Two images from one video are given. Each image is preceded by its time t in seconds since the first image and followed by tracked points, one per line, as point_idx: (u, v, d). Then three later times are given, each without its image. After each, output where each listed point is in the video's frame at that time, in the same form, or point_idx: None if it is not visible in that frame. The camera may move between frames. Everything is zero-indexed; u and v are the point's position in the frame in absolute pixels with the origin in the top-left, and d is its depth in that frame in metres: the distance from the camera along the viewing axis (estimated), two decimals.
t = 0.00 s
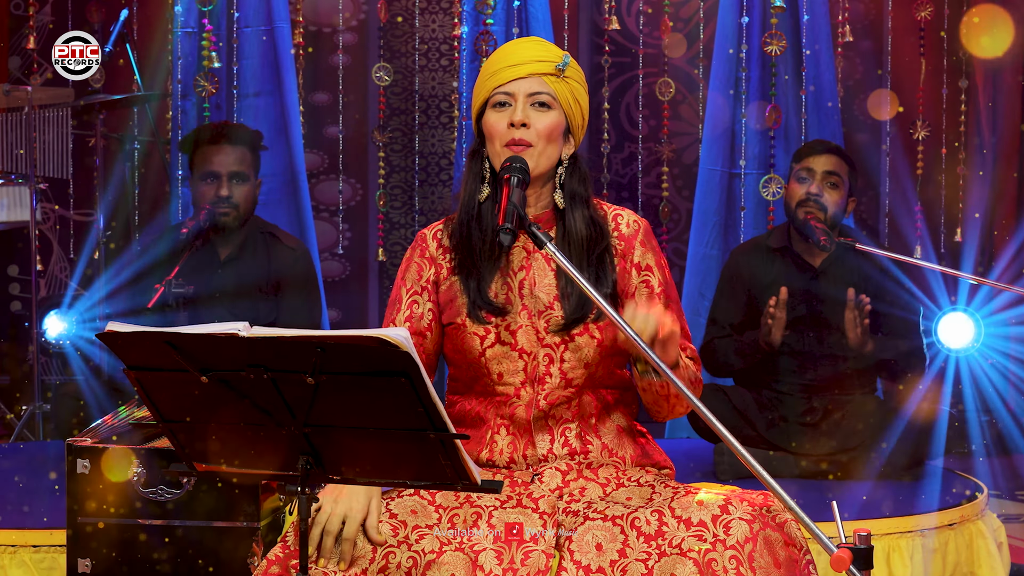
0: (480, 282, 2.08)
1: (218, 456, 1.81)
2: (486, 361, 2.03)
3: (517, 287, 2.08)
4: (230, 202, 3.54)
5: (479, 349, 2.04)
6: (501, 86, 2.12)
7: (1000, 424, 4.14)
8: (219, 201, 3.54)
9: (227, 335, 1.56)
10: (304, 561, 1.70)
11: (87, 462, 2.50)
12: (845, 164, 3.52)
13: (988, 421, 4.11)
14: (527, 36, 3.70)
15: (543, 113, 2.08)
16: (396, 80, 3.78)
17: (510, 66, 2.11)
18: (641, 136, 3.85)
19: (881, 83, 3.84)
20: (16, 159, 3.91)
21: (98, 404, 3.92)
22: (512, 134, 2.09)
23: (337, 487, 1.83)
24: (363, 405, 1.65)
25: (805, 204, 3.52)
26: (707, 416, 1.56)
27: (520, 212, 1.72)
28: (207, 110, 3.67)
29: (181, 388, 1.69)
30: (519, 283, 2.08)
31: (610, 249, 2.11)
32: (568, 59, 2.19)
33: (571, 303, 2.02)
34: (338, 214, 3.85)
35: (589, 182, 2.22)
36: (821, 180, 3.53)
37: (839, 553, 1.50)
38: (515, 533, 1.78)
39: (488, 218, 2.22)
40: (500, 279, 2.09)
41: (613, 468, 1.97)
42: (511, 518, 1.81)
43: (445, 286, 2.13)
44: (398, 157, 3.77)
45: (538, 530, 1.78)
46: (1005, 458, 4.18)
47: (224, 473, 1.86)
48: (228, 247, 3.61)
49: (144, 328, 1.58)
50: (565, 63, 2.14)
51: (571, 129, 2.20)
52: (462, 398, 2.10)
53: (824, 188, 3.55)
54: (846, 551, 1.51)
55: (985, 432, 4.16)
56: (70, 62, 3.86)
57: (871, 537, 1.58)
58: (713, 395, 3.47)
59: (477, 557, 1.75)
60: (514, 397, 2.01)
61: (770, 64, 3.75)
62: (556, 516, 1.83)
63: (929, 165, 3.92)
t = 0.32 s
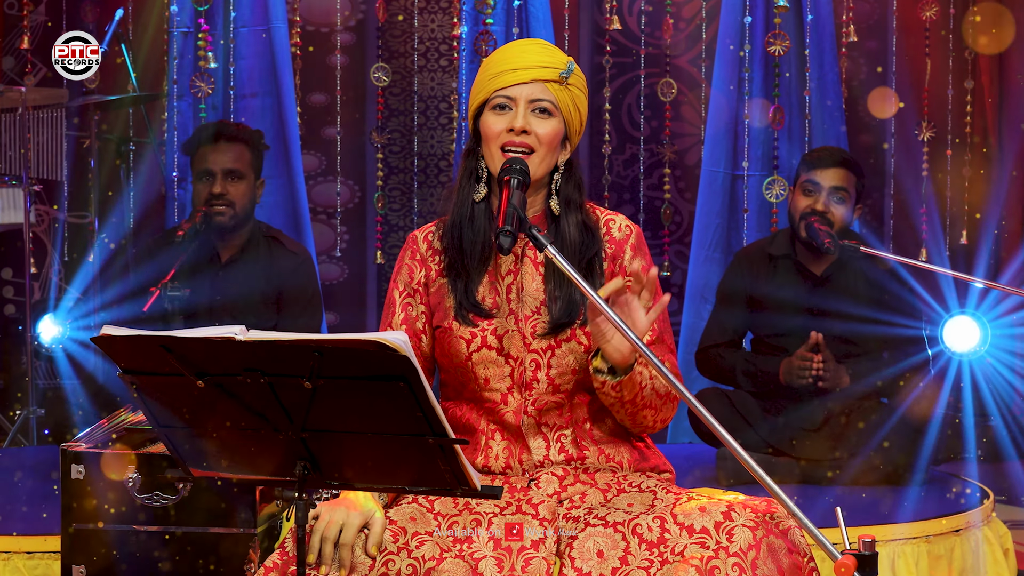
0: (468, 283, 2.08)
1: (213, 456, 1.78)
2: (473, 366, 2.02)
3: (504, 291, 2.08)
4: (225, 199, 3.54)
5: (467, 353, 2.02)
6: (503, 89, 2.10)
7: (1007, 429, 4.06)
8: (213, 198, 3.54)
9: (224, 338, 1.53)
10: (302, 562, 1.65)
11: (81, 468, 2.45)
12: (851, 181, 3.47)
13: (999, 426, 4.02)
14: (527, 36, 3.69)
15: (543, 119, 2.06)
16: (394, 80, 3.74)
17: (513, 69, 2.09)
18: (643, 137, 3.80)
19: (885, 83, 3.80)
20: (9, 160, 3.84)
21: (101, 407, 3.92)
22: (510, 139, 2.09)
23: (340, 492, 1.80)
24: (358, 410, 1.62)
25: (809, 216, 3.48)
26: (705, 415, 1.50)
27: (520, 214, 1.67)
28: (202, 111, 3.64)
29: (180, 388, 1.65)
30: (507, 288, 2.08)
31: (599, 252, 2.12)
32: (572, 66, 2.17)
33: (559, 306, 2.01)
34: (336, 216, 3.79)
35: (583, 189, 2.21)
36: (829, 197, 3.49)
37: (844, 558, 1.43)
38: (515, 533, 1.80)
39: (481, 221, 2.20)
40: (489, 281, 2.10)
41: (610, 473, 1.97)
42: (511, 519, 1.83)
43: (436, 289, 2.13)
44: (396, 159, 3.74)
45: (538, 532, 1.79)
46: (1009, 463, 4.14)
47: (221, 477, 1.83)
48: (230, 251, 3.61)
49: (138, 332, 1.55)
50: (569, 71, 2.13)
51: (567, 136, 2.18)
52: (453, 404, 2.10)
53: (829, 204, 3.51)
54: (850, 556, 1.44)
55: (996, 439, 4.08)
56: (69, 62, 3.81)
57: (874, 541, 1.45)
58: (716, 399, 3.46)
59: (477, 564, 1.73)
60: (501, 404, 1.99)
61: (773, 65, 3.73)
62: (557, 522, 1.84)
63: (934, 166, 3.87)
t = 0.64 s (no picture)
0: (470, 291, 2.03)
1: (213, 455, 1.73)
2: (473, 369, 1.98)
3: (506, 294, 2.03)
4: (219, 200, 3.52)
5: (467, 356, 1.99)
6: (499, 89, 2.06)
7: (1009, 433, 4.06)
8: (208, 199, 3.51)
9: (221, 344, 1.52)
10: (300, 565, 1.64)
11: (76, 474, 2.39)
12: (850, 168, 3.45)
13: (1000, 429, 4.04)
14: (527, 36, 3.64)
15: (542, 116, 2.02)
16: (393, 80, 3.70)
17: (508, 68, 2.05)
18: (644, 138, 3.77)
19: (890, 84, 3.76)
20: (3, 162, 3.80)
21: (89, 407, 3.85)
22: (511, 138, 2.06)
23: (338, 496, 1.77)
24: (358, 413, 1.60)
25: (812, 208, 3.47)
26: (707, 421, 1.49)
27: (520, 216, 1.64)
28: (199, 112, 3.61)
29: (177, 391, 1.62)
30: (508, 290, 2.03)
31: (601, 252, 2.08)
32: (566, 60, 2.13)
33: (561, 307, 1.97)
34: (333, 218, 3.76)
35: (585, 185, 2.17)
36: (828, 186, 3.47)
37: (847, 565, 1.41)
38: (515, 532, 1.77)
39: (482, 224, 2.16)
40: (489, 287, 2.04)
41: (613, 479, 1.93)
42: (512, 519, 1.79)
43: (436, 292, 2.10)
44: (395, 160, 3.71)
45: (539, 542, 1.74)
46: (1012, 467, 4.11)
47: (218, 482, 1.79)
48: (226, 252, 3.60)
49: (134, 338, 1.53)
50: (563, 65, 2.08)
51: (566, 132, 2.13)
52: (454, 408, 2.06)
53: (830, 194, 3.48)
54: (854, 564, 1.42)
55: (994, 438, 4.09)
56: (70, 62, 3.78)
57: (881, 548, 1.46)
58: (719, 404, 3.48)
59: (477, 571, 1.71)
60: (502, 408, 1.95)
61: (776, 65, 3.70)
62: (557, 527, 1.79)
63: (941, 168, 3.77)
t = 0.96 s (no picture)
0: (467, 291, 2.02)
1: (213, 455, 1.70)
2: (471, 373, 1.98)
3: (503, 297, 2.02)
4: (216, 201, 3.62)
5: (464, 360, 1.99)
6: (498, 90, 2.05)
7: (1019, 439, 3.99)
8: (204, 201, 3.61)
9: (217, 348, 1.52)
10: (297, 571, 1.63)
11: (71, 479, 2.41)
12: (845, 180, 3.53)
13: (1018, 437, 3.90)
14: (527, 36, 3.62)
15: (541, 118, 2.00)
16: (391, 81, 3.67)
17: (509, 69, 2.04)
18: (646, 139, 3.72)
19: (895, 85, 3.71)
20: None
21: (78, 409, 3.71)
22: (509, 140, 2.03)
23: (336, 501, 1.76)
24: (360, 420, 1.59)
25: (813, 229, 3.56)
26: (710, 426, 1.47)
27: (520, 218, 1.60)
28: (195, 112, 3.61)
29: (170, 394, 1.61)
30: (506, 293, 2.03)
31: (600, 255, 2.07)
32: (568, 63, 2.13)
33: (560, 311, 1.96)
34: (332, 220, 3.69)
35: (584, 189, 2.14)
36: (824, 202, 3.56)
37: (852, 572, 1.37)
38: (515, 532, 1.79)
39: (480, 226, 2.14)
40: (487, 289, 2.04)
41: (612, 485, 1.93)
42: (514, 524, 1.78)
43: (434, 295, 2.10)
44: (393, 162, 3.67)
45: (539, 549, 1.74)
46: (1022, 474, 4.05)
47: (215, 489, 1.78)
48: (221, 255, 3.65)
49: (132, 341, 1.53)
50: (564, 67, 2.08)
51: (566, 135, 2.12)
52: (451, 413, 2.06)
53: (828, 209, 3.56)
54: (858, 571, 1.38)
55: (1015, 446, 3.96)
56: (69, 62, 3.69)
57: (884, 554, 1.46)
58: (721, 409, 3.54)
59: None
60: (500, 412, 1.95)
61: (779, 66, 3.66)
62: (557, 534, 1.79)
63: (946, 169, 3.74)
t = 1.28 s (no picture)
0: (462, 291, 2.01)
1: (213, 455, 1.67)
2: (465, 378, 1.96)
3: (498, 301, 2.01)
4: (213, 203, 3.59)
5: (458, 364, 1.96)
6: (504, 93, 2.02)
7: None
8: (200, 203, 3.57)
9: (212, 351, 1.50)
10: None
11: (65, 484, 2.36)
12: (844, 170, 3.50)
13: None
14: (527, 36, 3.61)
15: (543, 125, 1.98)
16: (390, 82, 3.64)
17: (518, 72, 2.01)
18: (648, 141, 3.69)
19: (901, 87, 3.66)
20: None
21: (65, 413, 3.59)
22: (509, 145, 2.00)
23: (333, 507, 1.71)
24: (357, 424, 1.56)
25: (816, 220, 3.53)
26: (713, 432, 1.42)
27: (520, 220, 1.58)
28: (191, 114, 3.58)
29: (163, 396, 1.58)
30: (500, 296, 2.01)
31: (597, 259, 2.04)
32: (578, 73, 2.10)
33: (554, 317, 1.94)
34: (329, 222, 3.65)
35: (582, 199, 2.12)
36: (825, 192, 3.51)
37: None
38: (516, 532, 1.78)
39: (476, 227, 2.12)
40: (481, 292, 2.03)
41: (610, 490, 1.89)
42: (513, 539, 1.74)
43: (430, 298, 2.07)
44: (392, 163, 3.63)
45: (539, 554, 1.74)
46: None
47: (210, 494, 1.76)
48: (219, 257, 3.61)
49: (125, 343, 1.50)
50: (573, 77, 2.05)
51: (567, 144, 2.10)
52: (448, 417, 2.03)
53: (828, 199, 3.52)
54: None
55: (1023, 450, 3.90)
56: (69, 62, 3.65)
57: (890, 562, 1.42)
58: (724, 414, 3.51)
59: None
60: (493, 417, 1.92)
61: (783, 66, 3.62)
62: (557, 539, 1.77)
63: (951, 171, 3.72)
